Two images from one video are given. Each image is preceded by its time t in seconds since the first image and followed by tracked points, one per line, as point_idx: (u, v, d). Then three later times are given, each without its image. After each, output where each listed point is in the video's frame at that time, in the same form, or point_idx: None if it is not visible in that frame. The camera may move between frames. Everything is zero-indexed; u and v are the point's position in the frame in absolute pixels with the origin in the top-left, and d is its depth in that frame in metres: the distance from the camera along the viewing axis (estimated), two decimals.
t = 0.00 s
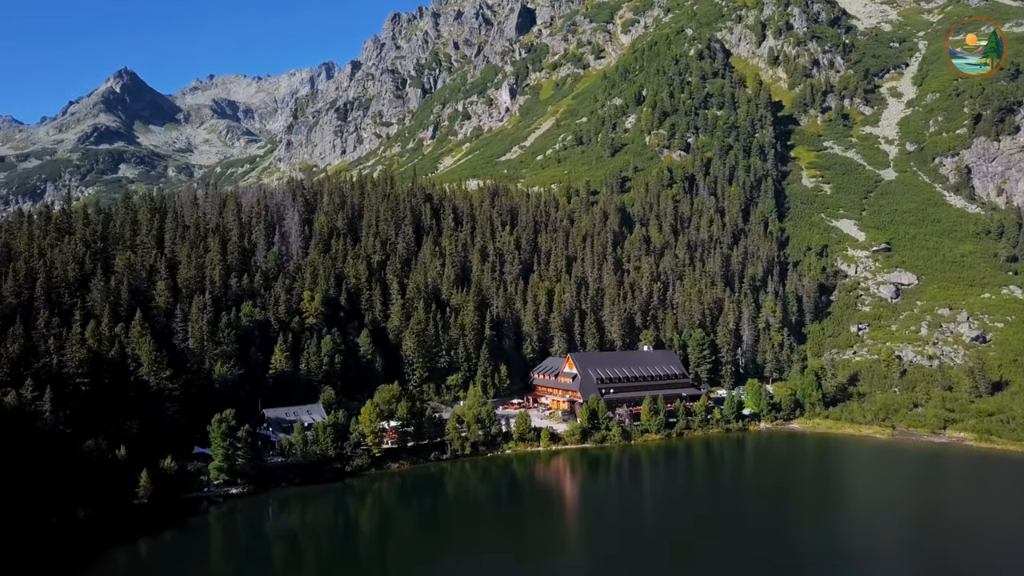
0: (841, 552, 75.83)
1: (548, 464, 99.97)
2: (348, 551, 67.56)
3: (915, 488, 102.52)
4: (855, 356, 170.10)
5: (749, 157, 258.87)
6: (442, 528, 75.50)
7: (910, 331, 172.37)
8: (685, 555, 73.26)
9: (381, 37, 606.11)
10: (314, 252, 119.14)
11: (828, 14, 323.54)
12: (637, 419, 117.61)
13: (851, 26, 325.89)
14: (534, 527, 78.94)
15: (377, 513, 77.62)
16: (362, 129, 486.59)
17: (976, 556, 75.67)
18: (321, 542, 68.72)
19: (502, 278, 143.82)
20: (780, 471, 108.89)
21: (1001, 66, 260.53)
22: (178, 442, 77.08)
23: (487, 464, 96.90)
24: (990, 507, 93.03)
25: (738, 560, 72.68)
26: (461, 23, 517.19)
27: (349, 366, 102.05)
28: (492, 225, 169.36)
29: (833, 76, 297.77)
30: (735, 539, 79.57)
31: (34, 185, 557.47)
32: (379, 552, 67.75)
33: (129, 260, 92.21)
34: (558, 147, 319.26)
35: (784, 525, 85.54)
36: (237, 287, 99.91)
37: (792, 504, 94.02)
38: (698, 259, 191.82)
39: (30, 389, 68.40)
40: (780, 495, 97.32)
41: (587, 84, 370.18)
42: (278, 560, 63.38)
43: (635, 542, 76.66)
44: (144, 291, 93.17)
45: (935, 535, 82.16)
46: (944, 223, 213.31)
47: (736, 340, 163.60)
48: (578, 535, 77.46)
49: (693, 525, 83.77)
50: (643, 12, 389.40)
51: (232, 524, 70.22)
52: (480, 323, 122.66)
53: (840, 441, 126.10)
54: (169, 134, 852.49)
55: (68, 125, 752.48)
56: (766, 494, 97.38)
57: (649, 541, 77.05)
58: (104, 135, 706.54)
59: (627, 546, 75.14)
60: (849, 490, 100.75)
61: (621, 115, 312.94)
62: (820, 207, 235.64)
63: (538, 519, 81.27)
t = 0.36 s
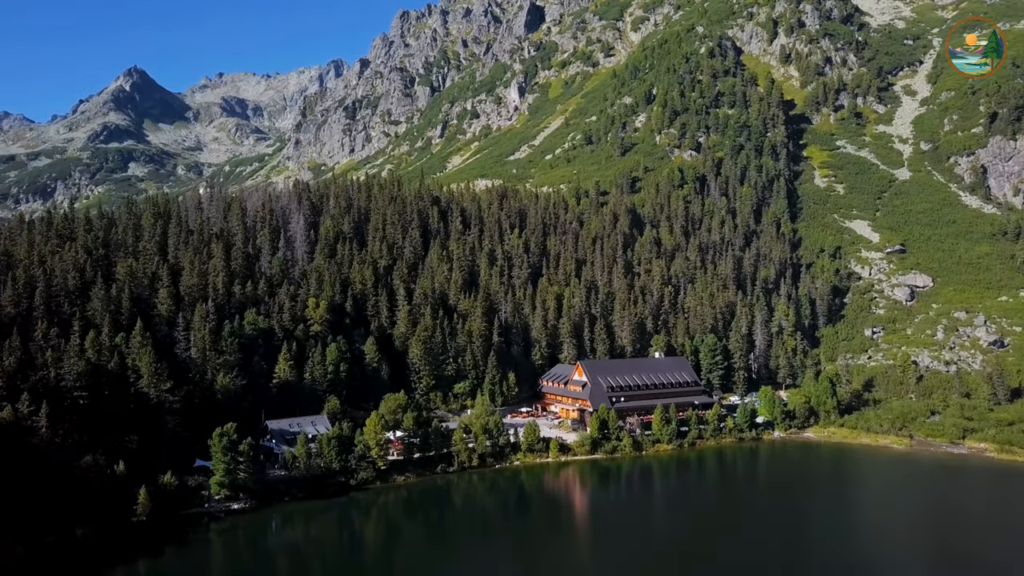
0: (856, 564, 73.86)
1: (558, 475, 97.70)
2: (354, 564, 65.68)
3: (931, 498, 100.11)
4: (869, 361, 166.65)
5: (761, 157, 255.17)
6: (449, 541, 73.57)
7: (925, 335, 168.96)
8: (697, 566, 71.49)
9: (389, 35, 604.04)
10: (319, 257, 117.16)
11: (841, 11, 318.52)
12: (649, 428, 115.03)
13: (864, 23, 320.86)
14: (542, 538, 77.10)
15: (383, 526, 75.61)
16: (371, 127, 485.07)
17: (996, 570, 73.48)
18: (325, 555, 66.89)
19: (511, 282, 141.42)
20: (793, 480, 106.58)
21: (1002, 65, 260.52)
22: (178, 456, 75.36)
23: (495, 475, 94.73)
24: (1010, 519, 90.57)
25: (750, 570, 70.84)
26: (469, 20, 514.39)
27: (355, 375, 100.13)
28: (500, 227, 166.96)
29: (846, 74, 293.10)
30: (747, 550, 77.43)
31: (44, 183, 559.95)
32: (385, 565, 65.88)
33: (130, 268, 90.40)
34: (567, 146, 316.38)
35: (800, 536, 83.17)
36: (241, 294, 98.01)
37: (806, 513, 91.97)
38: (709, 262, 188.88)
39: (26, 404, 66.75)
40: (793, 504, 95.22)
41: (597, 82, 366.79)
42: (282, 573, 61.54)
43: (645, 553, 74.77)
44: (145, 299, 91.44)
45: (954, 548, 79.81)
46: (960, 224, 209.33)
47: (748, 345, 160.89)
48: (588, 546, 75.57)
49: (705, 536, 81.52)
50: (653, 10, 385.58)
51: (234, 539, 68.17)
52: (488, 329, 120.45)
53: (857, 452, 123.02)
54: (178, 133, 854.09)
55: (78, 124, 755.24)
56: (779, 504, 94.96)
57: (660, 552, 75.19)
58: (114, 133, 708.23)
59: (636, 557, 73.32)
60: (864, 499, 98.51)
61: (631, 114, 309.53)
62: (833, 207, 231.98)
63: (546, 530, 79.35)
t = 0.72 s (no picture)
0: None
1: (568, 487, 95.33)
2: None
3: (949, 511, 97.51)
4: (885, 366, 163.37)
5: (773, 156, 251.53)
6: (456, 554, 71.65)
7: (942, 339, 165.56)
8: None
9: (398, 33, 602.21)
10: (325, 262, 115.25)
11: (854, 8, 313.67)
12: (661, 437, 112.55)
13: (878, 20, 315.64)
14: (552, 549, 75.08)
15: (389, 539, 73.67)
16: (379, 126, 483.48)
17: None
18: (330, 569, 64.89)
19: (520, 287, 139.09)
20: (807, 490, 104.11)
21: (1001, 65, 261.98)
22: (179, 470, 73.49)
23: (503, 487, 92.38)
24: None
25: None
26: (478, 18, 511.61)
27: (360, 384, 98.09)
28: (508, 230, 164.70)
29: (859, 72, 288.59)
30: (761, 564, 75.22)
31: (55, 182, 562.32)
32: None
33: (132, 275, 88.53)
34: (577, 145, 313.50)
35: (817, 549, 80.80)
36: (245, 302, 96.15)
37: (821, 524, 89.68)
38: (721, 264, 185.94)
39: (23, 419, 64.83)
40: (808, 515, 92.90)
41: (607, 81, 363.43)
42: None
43: (656, 565, 72.80)
44: (147, 308, 89.77)
45: (975, 565, 77.28)
46: (976, 224, 205.24)
47: (761, 350, 158.20)
48: (598, 557, 73.65)
49: (719, 548, 79.25)
50: (663, 7, 381.60)
51: (235, 555, 66.16)
52: (496, 335, 118.28)
53: (874, 463, 120.03)
54: (188, 131, 855.89)
55: (88, 123, 757.93)
56: (795, 515, 92.52)
57: (672, 563, 73.25)
58: (124, 131, 709.94)
59: (648, 569, 71.38)
60: (880, 511, 96.06)
61: (641, 113, 306.15)
62: (847, 208, 228.30)
63: (556, 542, 77.48)
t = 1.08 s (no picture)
0: None
1: (578, 499, 93.05)
2: None
3: (968, 523, 94.70)
4: (901, 372, 160.00)
5: (786, 156, 247.94)
6: (464, 567, 69.85)
7: (959, 343, 162.17)
8: None
9: (407, 31, 600.56)
10: (331, 268, 113.43)
11: (868, 4, 308.88)
12: (673, 447, 110.01)
13: (893, 16, 310.42)
14: (560, 562, 73.02)
15: (395, 554, 71.75)
16: (388, 124, 481.69)
17: None
18: None
19: (529, 291, 136.80)
20: (822, 501, 101.50)
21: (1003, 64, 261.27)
22: (180, 485, 71.60)
23: (512, 500, 90.23)
24: None
25: None
26: (488, 15, 508.75)
27: (366, 393, 96.18)
28: (517, 232, 162.39)
29: (873, 69, 284.00)
30: None
31: (66, 181, 564.89)
32: None
33: (134, 284, 86.88)
34: (587, 145, 310.57)
35: (833, 563, 78.35)
36: (249, 310, 94.40)
37: (836, 536, 87.13)
38: (734, 267, 183.06)
39: (20, 435, 62.96)
40: (823, 527, 90.37)
41: (617, 79, 359.95)
42: None
43: None
44: (150, 317, 88.09)
45: None
46: (994, 225, 201.19)
47: (775, 356, 155.43)
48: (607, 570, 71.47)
49: (732, 561, 76.94)
50: (674, 4, 377.59)
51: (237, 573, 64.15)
52: (505, 342, 116.12)
53: (891, 475, 117.17)
54: (198, 129, 857.50)
55: (99, 121, 760.33)
56: (811, 526, 90.38)
57: None
58: (135, 130, 711.88)
59: None
60: (898, 524, 93.33)
61: (652, 112, 302.79)
62: (861, 208, 224.60)
63: (564, 554, 75.33)
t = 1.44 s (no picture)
0: None
1: (590, 513, 90.50)
2: None
3: (993, 539, 91.15)
4: (919, 378, 156.35)
5: (800, 156, 244.08)
6: None
7: (979, 349, 158.54)
8: None
9: (417, 29, 598.81)
10: (338, 274, 111.45)
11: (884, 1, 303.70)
12: (687, 459, 107.25)
13: (909, 13, 304.81)
14: None
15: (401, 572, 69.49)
16: (398, 123, 480.09)
17: None
18: None
19: (539, 297, 134.40)
20: (840, 514, 98.36)
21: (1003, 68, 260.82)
22: (182, 503, 69.58)
23: (522, 515, 87.79)
24: None
25: None
26: (498, 13, 505.94)
27: (373, 404, 94.04)
28: (528, 236, 159.91)
29: (889, 67, 279.11)
30: None
31: (78, 179, 567.75)
32: None
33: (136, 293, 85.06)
34: (598, 144, 307.52)
35: None
36: (254, 319, 92.48)
37: (856, 551, 84.05)
38: (748, 271, 179.92)
39: (15, 454, 60.97)
40: (842, 541, 87.32)
41: (628, 77, 356.53)
42: None
43: None
44: (153, 327, 86.32)
45: None
46: (1014, 226, 196.78)
47: (790, 362, 152.41)
48: None
49: None
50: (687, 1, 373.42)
51: None
52: (515, 350, 113.90)
53: (912, 488, 113.19)
54: (209, 127, 859.59)
55: (111, 120, 763.22)
56: (829, 539, 87.56)
57: None
58: (146, 128, 714.11)
59: None
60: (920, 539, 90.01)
61: (664, 110, 299.14)
62: (877, 209, 220.53)
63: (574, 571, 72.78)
